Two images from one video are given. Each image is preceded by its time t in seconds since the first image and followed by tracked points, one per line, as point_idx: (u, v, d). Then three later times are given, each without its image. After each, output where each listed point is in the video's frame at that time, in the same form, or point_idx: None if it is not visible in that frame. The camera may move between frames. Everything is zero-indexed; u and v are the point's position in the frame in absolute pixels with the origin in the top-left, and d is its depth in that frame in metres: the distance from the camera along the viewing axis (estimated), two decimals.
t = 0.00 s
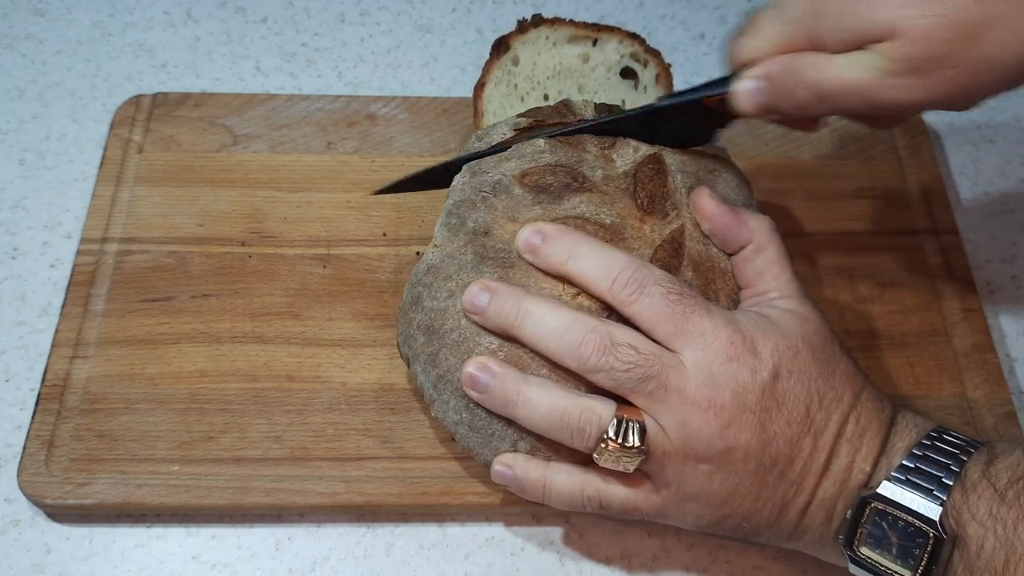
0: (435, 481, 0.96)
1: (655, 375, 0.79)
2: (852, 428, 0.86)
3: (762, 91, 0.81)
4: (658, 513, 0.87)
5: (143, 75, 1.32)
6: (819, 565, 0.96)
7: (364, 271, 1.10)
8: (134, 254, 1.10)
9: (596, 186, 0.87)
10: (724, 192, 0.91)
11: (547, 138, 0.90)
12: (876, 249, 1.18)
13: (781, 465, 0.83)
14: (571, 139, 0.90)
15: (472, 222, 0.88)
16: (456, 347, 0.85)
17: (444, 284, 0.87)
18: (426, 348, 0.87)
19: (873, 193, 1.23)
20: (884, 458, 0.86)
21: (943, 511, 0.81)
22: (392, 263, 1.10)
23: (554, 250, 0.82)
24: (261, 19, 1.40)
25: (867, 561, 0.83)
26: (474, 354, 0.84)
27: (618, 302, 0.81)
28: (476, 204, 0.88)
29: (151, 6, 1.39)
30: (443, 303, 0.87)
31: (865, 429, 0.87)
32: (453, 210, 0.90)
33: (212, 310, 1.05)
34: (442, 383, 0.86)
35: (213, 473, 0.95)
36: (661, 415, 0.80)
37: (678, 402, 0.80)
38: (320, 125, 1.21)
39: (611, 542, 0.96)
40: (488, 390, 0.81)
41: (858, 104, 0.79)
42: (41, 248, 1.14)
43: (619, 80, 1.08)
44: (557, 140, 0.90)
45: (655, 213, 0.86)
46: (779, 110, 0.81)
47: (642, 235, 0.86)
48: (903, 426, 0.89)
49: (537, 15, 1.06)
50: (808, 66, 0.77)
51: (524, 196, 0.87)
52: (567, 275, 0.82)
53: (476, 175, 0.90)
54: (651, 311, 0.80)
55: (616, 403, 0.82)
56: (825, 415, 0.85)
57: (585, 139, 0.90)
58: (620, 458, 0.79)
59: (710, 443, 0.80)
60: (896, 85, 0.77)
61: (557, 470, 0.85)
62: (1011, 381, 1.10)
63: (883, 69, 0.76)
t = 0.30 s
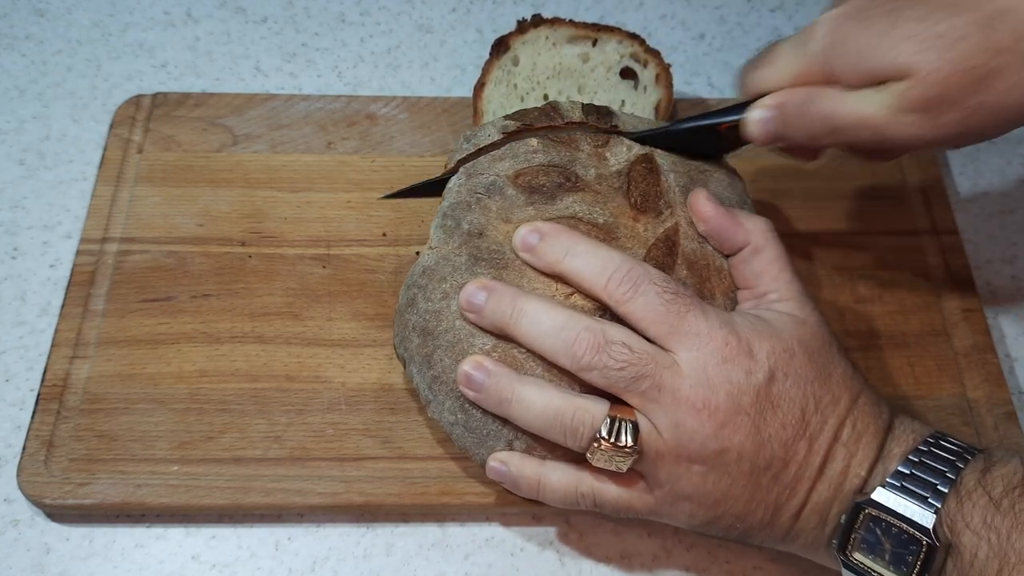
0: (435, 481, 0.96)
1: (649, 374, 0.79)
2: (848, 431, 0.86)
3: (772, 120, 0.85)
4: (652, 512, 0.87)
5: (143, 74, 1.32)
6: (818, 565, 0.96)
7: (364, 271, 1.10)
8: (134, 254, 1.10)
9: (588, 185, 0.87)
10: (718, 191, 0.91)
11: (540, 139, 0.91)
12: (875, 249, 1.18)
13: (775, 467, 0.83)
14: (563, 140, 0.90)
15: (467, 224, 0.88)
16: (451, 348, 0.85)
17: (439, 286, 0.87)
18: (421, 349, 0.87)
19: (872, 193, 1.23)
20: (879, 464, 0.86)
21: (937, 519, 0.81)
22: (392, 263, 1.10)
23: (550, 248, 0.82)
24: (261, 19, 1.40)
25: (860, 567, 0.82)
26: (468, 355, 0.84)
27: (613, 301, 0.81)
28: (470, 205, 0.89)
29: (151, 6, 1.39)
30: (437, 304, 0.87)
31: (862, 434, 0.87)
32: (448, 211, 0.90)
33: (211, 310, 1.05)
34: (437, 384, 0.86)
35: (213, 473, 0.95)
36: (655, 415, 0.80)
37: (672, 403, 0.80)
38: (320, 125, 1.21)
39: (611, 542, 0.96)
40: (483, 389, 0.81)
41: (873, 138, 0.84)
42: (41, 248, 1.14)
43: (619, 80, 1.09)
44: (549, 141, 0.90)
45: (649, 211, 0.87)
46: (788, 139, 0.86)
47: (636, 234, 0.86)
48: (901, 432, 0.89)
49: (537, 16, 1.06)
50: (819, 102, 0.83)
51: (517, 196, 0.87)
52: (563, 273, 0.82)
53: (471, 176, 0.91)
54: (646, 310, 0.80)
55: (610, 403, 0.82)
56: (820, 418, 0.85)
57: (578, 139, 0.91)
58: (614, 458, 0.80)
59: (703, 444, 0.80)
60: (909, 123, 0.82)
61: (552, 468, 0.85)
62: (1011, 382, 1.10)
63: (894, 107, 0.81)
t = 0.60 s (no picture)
0: (434, 481, 0.96)
1: (642, 372, 0.79)
2: (842, 429, 0.86)
3: (885, 122, 0.77)
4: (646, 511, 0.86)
5: (143, 75, 1.32)
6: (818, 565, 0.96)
7: (364, 271, 1.09)
8: (134, 254, 1.10)
9: (591, 182, 0.88)
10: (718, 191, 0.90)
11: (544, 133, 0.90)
12: (876, 249, 1.18)
13: (769, 464, 0.83)
14: (568, 135, 0.90)
15: (468, 216, 0.88)
16: (448, 340, 0.85)
17: (439, 277, 0.87)
18: (419, 340, 0.87)
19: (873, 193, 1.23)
20: (874, 461, 0.86)
21: (933, 516, 0.81)
22: (392, 263, 1.10)
23: (544, 247, 0.82)
24: (261, 19, 1.40)
25: (856, 564, 0.82)
26: (465, 348, 0.84)
27: (607, 300, 0.81)
28: (472, 198, 0.89)
29: (151, 6, 1.39)
30: (436, 296, 0.87)
31: (857, 431, 0.87)
32: (452, 204, 0.91)
33: (212, 310, 1.05)
34: (433, 375, 0.86)
35: (213, 473, 0.95)
36: (648, 413, 0.80)
37: (665, 399, 0.80)
38: (320, 125, 1.21)
39: (611, 542, 0.96)
40: (476, 385, 0.81)
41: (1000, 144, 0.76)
42: (41, 248, 1.14)
43: (619, 80, 1.09)
44: (554, 135, 0.90)
45: (650, 211, 0.87)
46: (904, 140, 0.78)
47: (636, 233, 0.86)
48: (896, 430, 0.89)
49: (537, 16, 1.06)
50: (944, 103, 0.74)
51: (519, 191, 0.88)
52: (557, 272, 0.82)
53: (474, 169, 0.91)
54: (640, 308, 0.80)
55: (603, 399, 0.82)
56: (815, 415, 0.85)
57: (582, 135, 0.90)
58: (606, 454, 0.79)
59: (696, 440, 0.80)
60: None
61: (546, 465, 0.85)
62: (1011, 382, 1.10)
63: None
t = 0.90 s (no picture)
0: (434, 480, 0.96)
1: (644, 369, 0.79)
2: (844, 429, 0.86)
3: (800, 151, 0.96)
4: (647, 508, 0.87)
5: (143, 75, 1.32)
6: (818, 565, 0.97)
7: (363, 271, 1.10)
8: (134, 254, 1.10)
9: (591, 180, 0.88)
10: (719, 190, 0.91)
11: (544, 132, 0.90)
12: (875, 249, 1.18)
13: (770, 464, 0.83)
14: (568, 133, 0.90)
15: (469, 216, 0.88)
16: (450, 338, 0.85)
17: (439, 277, 0.87)
18: (420, 339, 0.87)
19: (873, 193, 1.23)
20: (874, 463, 0.86)
21: (930, 519, 0.81)
22: (391, 263, 1.11)
23: (550, 242, 0.82)
24: (260, 19, 1.40)
25: (853, 565, 0.82)
26: (467, 345, 0.84)
27: (611, 296, 0.81)
28: (473, 198, 0.88)
29: (151, 6, 1.39)
30: (437, 295, 0.87)
31: (858, 431, 0.87)
32: (451, 204, 0.90)
33: (211, 310, 1.06)
34: (434, 374, 0.86)
35: (213, 473, 0.95)
36: (650, 410, 0.81)
37: (667, 397, 0.80)
38: (320, 125, 1.21)
39: (611, 542, 0.96)
40: (480, 379, 0.81)
41: (896, 175, 0.98)
42: (41, 248, 1.14)
43: (618, 81, 1.09)
44: (554, 134, 0.90)
45: (651, 207, 0.87)
46: (814, 170, 0.97)
47: (637, 229, 0.86)
48: (897, 432, 0.89)
49: (536, 17, 1.06)
50: (851, 141, 0.95)
51: (520, 190, 0.87)
52: (561, 267, 0.82)
53: (475, 170, 0.90)
54: (644, 304, 0.80)
55: (606, 396, 0.82)
56: (816, 415, 0.85)
57: (583, 134, 0.90)
58: (608, 451, 0.80)
59: (698, 440, 0.80)
60: (935, 167, 0.97)
61: (548, 460, 0.85)
62: (1011, 382, 1.10)
63: (924, 152, 0.95)
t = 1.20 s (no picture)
0: (434, 481, 0.96)
1: (645, 373, 0.79)
2: (846, 431, 0.86)
3: (860, 156, 0.99)
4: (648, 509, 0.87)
5: (143, 75, 1.32)
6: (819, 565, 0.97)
7: (364, 271, 1.10)
8: (134, 254, 1.10)
9: (593, 182, 0.88)
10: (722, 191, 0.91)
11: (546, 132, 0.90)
12: (876, 249, 1.18)
13: (772, 466, 0.83)
14: (570, 134, 0.90)
15: (470, 217, 0.88)
16: (451, 340, 0.85)
17: (441, 278, 0.87)
18: (421, 341, 0.87)
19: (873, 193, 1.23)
20: (877, 466, 0.86)
21: (934, 523, 0.81)
22: (392, 263, 1.10)
23: (549, 245, 0.82)
24: (261, 19, 1.40)
25: (855, 568, 0.82)
26: (468, 347, 0.84)
27: (611, 299, 0.81)
28: (474, 198, 0.89)
29: (151, 6, 1.39)
30: (438, 297, 0.87)
31: (861, 434, 0.87)
32: (453, 204, 0.90)
33: (211, 310, 1.05)
34: (436, 376, 0.86)
35: (213, 473, 0.95)
36: (651, 413, 0.81)
37: (668, 401, 0.80)
38: (320, 125, 1.21)
39: (611, 542, 0.96)
40: (481, 383, 0.81)
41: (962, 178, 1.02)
42: (41, 248, 1.14)
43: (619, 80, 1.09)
44: (555, 135, 0.90)
45: (653, 209, 0.87)
46: (874, 174, 1.01)
47: (639, 231, 0.86)
48: (899, 435, 0.89)
49: (537, 17, 1.06)
50: (915, 145, 1.00)
51: (521, 191, 0.87)
52: (562, 271, 0.82)
53: (476, 169, 0.91)
54: (644, 307, 0.80)
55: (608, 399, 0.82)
56: (818, 418, 0.85)
57: (584, 134, 0.90)
58: (608, 454, 0.80)
59: (699, 442, 0.80)
60: (999, 168, 1.01)
61: (548, 462, 0.85)
62: (1011, 382, 1.10)
63: (989, 153, 1.00)
